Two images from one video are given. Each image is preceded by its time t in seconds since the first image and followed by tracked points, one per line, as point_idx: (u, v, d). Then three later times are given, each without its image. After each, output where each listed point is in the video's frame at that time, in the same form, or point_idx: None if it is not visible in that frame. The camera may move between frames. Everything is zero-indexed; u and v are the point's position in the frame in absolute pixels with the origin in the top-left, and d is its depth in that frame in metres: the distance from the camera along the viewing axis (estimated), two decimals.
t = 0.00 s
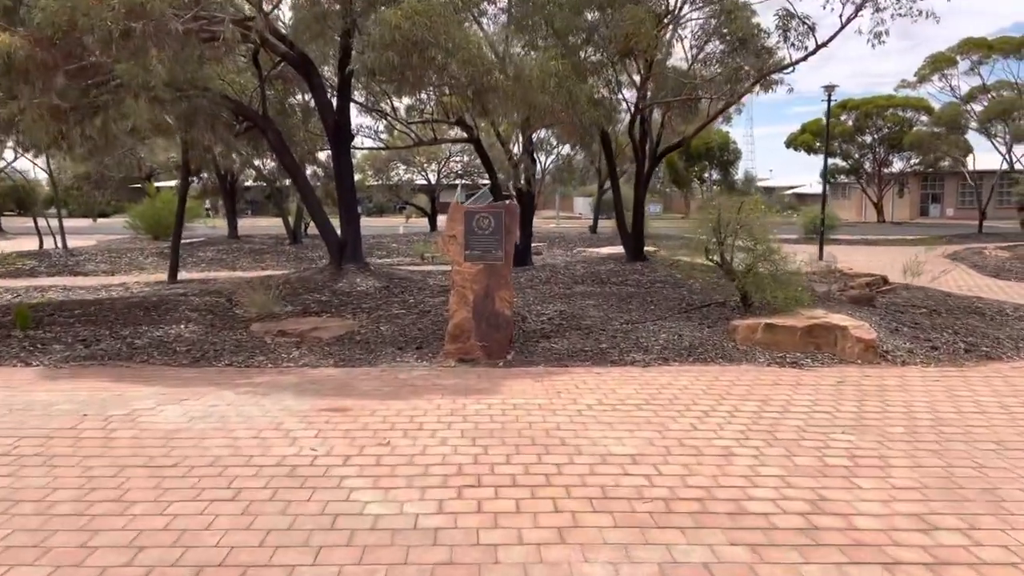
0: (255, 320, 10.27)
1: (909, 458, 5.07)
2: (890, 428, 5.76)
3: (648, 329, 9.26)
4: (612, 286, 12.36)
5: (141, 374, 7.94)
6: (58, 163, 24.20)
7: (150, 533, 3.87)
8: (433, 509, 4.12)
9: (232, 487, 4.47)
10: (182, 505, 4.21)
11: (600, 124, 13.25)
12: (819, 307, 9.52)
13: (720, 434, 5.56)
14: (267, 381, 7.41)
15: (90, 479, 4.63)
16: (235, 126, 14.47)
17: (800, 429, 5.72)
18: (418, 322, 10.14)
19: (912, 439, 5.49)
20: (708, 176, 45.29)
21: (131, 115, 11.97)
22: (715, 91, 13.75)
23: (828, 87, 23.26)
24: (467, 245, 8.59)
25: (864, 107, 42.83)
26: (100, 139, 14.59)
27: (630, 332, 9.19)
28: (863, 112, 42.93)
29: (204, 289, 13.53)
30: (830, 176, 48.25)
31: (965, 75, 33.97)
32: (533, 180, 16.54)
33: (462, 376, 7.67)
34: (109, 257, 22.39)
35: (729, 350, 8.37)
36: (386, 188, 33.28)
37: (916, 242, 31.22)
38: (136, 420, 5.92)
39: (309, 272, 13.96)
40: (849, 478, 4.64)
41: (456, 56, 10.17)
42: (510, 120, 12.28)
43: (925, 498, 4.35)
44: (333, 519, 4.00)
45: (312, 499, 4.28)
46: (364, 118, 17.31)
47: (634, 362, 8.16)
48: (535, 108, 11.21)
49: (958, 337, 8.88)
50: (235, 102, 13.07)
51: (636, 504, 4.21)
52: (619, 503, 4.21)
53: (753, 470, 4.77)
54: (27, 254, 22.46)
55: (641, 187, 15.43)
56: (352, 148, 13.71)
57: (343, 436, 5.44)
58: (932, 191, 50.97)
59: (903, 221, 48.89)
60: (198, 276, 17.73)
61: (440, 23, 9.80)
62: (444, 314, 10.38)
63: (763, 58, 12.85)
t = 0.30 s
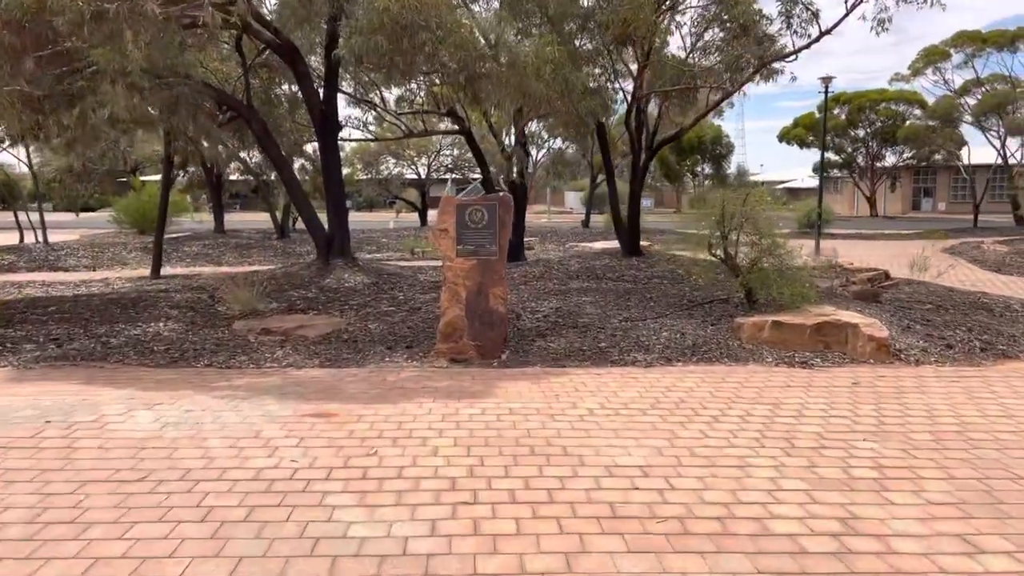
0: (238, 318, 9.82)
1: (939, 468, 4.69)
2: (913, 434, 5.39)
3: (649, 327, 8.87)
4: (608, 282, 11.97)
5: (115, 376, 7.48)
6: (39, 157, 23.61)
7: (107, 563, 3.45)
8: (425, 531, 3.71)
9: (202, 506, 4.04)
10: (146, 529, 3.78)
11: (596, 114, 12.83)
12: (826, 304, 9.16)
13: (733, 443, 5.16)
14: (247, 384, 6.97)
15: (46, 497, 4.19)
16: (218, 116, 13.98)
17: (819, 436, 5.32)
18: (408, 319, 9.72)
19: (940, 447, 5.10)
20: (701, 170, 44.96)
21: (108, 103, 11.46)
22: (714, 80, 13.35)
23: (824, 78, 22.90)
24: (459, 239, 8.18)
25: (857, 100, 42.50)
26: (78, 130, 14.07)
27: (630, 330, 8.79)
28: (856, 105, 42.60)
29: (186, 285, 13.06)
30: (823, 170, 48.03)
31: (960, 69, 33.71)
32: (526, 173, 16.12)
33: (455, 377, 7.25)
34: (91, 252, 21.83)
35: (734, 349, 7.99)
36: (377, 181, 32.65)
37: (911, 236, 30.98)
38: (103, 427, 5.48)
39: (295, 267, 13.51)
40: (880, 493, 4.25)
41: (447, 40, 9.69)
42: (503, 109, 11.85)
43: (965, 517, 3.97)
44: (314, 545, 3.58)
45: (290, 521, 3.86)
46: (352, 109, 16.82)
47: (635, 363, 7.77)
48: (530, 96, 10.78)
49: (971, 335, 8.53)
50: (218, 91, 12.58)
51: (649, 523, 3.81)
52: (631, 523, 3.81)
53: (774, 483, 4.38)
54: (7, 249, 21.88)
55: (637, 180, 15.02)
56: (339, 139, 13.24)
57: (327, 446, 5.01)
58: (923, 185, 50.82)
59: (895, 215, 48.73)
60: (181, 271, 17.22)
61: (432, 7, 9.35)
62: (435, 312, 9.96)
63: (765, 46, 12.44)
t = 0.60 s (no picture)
0: (226, 321, 9.40)
1: (984, 489, 4.34)
2: (949, 450, 5.04)
3: (655, 330, 8.49)
4: (609, 282, 11.59)
5: (94, 385, 7.05)
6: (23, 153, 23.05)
7: None
8: (430, 569, 3.33)
9: (182, 539, 3.65)
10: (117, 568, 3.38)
11: (595, 109, 12.46)
12: (839, 306, 8.81)
13: (757, 460, 4.80)
14: (234, 393, 6.56)
15: (8, 528, 3.78)
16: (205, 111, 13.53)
17: (849, 452, 4.96)
18: (404, 322, 9.32)
19: (979, 465, 4.76)
20: (694, 168, 44.80)
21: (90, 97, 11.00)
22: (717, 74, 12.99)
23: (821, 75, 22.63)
24: (458, 239, 7.79)
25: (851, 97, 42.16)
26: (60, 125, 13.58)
27: (635, 334, 8.42)
28: (851, 103, 42.01)
29: (173, 286, 12.61)
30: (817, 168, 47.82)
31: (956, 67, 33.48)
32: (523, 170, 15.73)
33: (455, 385, 6.86)
34: (77, 251, 21.30)
35: (747, 354, 7.63)
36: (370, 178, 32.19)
37: (907, 234, 30.72)
38: (76, 444, 5.07)
39: (286, 267, 13.08)
40: (926, 520, 3.89)
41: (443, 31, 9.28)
42: (500, 104, 11.46)
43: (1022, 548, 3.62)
44: None
45: (279, 556, 3.47)
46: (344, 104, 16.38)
47: (644, 369, 7.40)
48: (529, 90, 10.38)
49: (990, 339, 8.20)
50: (205, 85, 12.14)
51: (678, 559, 3.45)
52: (657, 558, 3.44)
53: (809, 508, 4.02)
54: None
55: (637, 177, 14.64)
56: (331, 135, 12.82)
57: (319, 466, 4.61)
58: (917, 182, 50.67)
59: (889, 213, 48.55)
60: (168, 271, 16.75)
61: None
62: (432, 314, 9.57)
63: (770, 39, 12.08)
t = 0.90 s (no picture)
0: (213, 327, 9.00)
1: None
2: (986, 469, 4.72)
3: (661, 335, 8.15)
4: (610, 284, 11.25)
5: (72, 396, 6.65)
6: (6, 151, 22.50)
7: None
8: None
9: None
10: None
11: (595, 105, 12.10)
12: (852, 309, 8.49)
13: (784, 480, 4.46)
14: (221, 405, 6.18)
15: None
16: (192, 108, 13.10)
17: (880, 472, 4.63)
18: (399, 327, 8.94)
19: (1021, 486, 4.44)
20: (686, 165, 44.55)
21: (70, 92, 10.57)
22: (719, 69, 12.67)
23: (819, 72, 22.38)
24: (457, 240, 7.43)
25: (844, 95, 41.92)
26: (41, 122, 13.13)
27: (641, 339, 8.08)
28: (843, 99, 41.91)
29: (159, 288, 12.19)
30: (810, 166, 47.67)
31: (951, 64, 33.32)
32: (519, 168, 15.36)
33: (455, 396, 6.50)
34: (62, 251, 20.79)
35: (759, 361, 7.30)
36: (362, 176, 31.74)
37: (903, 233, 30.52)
38: (47, 466, 4.68)
39: (275, 269, 12.68)
40: (976, 553, 3.57)
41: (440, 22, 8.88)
42: (497, 99, 11.08)
43: None
44: None
45: None
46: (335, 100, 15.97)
47: (652, 377, 7.05)
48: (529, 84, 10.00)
49: (1009, 344, 7.90)
50: (191, 80, 11.72)
51: None
52: None
53: (849, 539, 3.69)
54: None
55: (636, 175, 14.30)
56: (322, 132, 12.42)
57: (311, 491, 4.24)
58: (910, 180, 50.58)
59: (882, 211, 48.44)
60: (155, 272, 16.30)
61: None
62: (428, 319, 9.19)
63: (775, 33, 11.74)
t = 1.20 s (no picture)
0: (198, 330, 8.58)
1: None
2: None
3: (667, 338, 7.78)
4: (609, 284, 10.87)
5: (45, 406, 6.23)
6: None
7: None
8: None
9: None
10: None
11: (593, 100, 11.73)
12: (865, 310, 8.13)
13: (815, 499, 4.09)
14: (202, 416, 5.77)
15: None
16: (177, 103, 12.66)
17: (917, 489, 4.27)
18: (392, 329, 8.54)
19: None
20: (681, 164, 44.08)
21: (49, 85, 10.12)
22: (720, 63, 12.31)
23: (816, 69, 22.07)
24: (453, 238, 7.05)
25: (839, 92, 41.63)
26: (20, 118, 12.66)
27: (646, 342, 7.70)
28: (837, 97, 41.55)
29: (144, 289, 11.75)
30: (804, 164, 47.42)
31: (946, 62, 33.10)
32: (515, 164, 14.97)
33: (452, 404, 6.11)
34: (46, 251, 20.26)
35: (772, 365, 6.93)
36: (353, 175, 31.25)
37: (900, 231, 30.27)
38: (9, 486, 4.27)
39: (264, 268, 12.25)
40: None
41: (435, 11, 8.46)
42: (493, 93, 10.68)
43: None
44: None
45: None
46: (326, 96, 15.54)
47: (661, 382, 6.68)
48: (527, 76, 9.59)
49: None
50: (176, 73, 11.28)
51: None
52: None
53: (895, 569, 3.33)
54: None
55: (635, 172, 13.92)
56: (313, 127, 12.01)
57: (298, 515, 3.86)
58: (904, 179, 50.40)
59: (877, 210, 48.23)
60: (141, 272, 15.83)
61: None
62: (423, 321, 8.79)
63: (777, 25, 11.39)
